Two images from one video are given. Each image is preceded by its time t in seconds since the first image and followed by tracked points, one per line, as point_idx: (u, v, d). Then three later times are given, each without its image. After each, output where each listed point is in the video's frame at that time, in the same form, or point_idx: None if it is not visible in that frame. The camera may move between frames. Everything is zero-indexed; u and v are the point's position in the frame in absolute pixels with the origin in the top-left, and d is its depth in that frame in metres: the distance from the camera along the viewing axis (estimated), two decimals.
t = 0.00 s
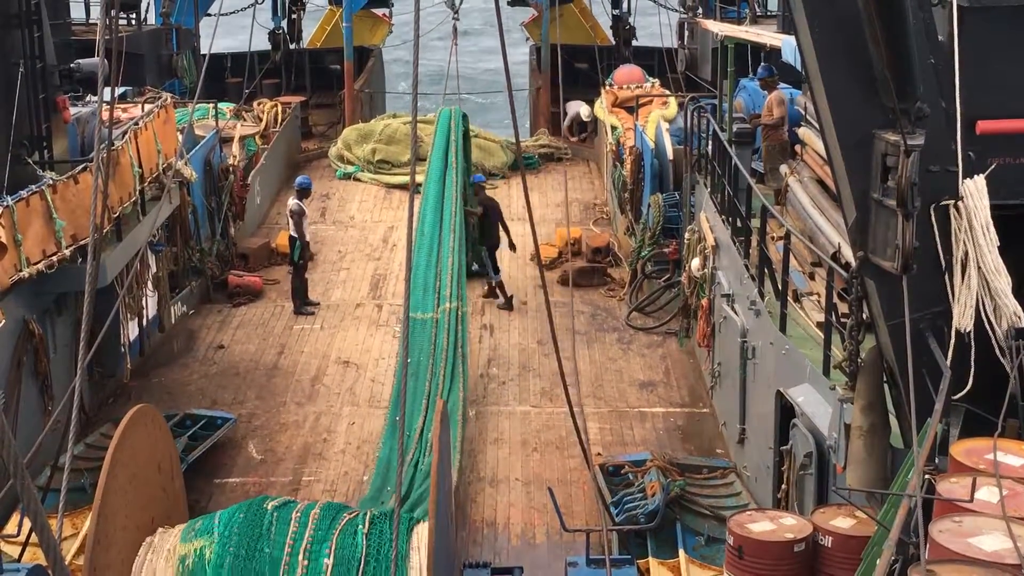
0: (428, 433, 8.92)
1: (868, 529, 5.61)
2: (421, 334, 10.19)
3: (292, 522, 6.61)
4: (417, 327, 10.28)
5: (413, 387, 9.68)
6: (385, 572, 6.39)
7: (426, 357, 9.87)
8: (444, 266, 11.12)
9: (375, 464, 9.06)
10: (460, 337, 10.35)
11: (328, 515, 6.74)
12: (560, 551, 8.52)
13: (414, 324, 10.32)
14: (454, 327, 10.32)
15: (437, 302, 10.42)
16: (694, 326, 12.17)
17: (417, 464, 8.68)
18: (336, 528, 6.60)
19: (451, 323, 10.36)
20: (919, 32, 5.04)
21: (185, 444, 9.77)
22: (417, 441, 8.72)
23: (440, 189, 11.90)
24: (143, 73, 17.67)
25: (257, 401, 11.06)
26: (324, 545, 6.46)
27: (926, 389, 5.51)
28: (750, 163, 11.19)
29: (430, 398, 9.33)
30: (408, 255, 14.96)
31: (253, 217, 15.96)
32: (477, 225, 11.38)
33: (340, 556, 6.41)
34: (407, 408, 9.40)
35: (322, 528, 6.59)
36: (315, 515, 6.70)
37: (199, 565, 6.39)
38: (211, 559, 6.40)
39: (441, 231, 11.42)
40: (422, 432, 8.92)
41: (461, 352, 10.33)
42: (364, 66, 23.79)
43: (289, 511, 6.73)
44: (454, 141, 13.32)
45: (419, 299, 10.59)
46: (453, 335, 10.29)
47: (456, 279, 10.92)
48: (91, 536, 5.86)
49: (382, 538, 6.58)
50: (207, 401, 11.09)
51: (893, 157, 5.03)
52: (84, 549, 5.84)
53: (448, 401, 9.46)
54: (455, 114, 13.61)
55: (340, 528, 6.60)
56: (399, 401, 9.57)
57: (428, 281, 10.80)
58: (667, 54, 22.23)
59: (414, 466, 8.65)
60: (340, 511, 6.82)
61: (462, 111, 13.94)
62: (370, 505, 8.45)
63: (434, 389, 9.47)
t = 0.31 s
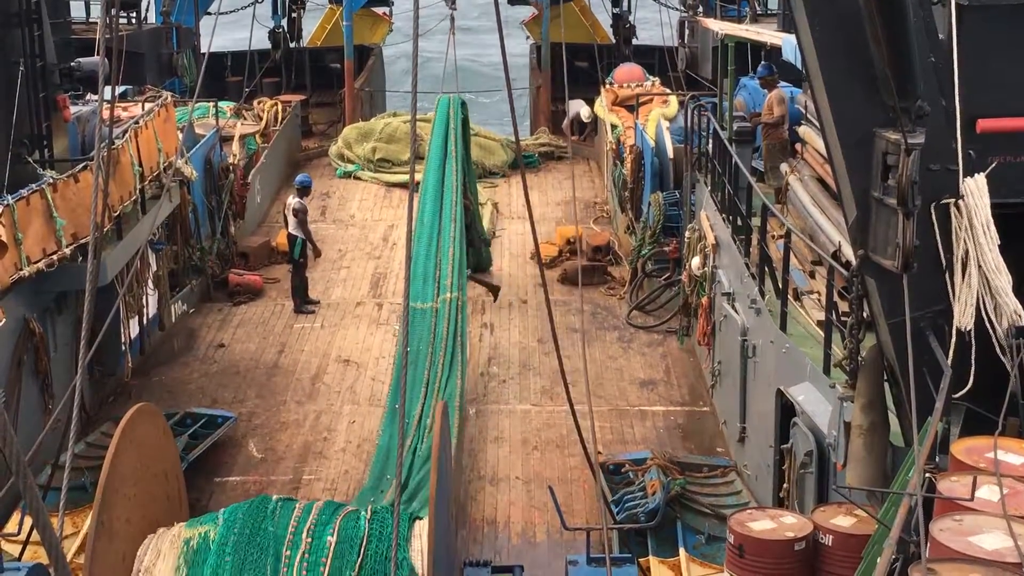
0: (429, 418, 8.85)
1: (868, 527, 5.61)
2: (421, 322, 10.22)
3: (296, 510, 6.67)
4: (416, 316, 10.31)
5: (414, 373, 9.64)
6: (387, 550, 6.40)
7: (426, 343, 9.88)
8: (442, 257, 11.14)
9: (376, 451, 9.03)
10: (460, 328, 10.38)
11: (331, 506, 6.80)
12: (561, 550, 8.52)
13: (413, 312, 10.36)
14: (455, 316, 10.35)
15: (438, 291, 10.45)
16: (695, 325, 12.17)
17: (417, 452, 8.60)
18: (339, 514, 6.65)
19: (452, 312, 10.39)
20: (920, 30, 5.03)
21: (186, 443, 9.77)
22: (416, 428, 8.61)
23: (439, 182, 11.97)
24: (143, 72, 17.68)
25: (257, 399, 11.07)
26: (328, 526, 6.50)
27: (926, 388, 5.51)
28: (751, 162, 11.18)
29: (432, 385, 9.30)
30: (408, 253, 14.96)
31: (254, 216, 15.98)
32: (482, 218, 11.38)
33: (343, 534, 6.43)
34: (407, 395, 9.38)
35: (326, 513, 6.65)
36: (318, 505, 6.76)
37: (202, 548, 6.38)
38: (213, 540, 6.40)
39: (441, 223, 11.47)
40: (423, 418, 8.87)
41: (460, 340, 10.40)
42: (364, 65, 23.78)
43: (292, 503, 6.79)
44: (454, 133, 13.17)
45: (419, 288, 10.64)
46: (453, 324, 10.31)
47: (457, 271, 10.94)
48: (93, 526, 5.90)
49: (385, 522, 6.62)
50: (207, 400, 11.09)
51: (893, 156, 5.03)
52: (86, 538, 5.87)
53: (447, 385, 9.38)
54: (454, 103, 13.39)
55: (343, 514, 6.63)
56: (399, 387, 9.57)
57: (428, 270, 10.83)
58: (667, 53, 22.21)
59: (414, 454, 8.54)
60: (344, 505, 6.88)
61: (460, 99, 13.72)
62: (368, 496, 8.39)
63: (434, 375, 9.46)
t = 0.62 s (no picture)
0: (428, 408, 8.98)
1: (868, 526, 5.62)
2: (421, 305, 10.23)
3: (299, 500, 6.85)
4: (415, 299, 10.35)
5: (410, 359, 9.71)
6: (387, 530, 6.55)
7: (422, 328, 9.89)
8: (441, 239, 11.17)
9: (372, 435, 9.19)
10: (457, 307, 10.31)
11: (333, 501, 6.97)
12: (560, 548, 8.52)
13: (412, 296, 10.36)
14: (451, 299, 10.30)
15: (437, 274, 10.48)
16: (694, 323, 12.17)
17: (412, 441, 8.67)
18: (341, 504, 6.83)
19: (449, 295, 10.35)
20: (919, 28, 5.04)
21: (186, 441, 9.77)
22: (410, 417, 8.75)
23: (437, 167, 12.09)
24: (143, 70, 17.68)
25: (257, 398, 11.07)
26: (330, 509, 6.68)
27: (926, 386, 5.51)
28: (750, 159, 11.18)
29: (427, 370, 9.40)
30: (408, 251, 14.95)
31: (253, 214, 15.98)
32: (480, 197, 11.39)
33: (345, 516, 6.60)
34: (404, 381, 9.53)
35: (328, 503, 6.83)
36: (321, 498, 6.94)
37: (207, 529, 6.54)
38: (218, 523, 6.57)
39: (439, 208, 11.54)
40: (420, 406, 9.01)
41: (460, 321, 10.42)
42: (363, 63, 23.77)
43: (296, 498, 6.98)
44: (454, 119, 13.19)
45: (419, 273, 10.69)
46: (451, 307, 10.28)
47: (455, 254, 10.93)
48: (95, 516, 5.93)
49: (387, 510, 6.80)
50: (207, 398, 11.09)
51: (892, 154, 5.02)
52: (87, 528, 5.90)
53: (442, 369, 9.47)
54: (454, 89, 13.38)
55: (344, 505, 6.79)
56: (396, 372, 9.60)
57: (427, 254, 10.92)
58: (666, 51, 22.18)
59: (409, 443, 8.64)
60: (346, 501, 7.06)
61: (460, 85, 13.64)
62: (360, 485, 8.52)
63: (430, 358, 9.56)
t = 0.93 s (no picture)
0: (419, 390, 9.25)
1: (864, 523, 5.63)
2: (417, 291, 10.23)
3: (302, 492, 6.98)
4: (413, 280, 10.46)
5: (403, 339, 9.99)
6: (386, 513, 6.63)
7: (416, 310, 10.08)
8: (438, 220, 11.15)
9: (365, 417, 9.34)
10: (451, 289, 10.43)
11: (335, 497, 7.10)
12: (558, 544, 8.53)
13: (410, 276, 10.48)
14: (445, 280, 10.43)
15: (431, 257, 10.60)
16: (692, 319, 12.17)
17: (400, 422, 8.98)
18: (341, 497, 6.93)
19: (443, 276, 10.47)
20: (917, 24, 5.06)
21: (183, 437, 9.78)
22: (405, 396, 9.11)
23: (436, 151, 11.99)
24: (140, 66, 17.69)
25: (254, 394, 11.07)
26: (331, 496, 6.79)
27: (923, 382, 5.52)
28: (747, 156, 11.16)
29: (418, 353, 9.59)
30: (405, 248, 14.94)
31: (251, 210, 15.97)
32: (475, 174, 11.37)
33: (346, 500, 6.70)
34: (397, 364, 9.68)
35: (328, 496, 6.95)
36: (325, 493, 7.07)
37: (209, 513, 6.64)
38: (220, 507, 6.67)
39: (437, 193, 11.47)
40: (412, 389, 9.33)
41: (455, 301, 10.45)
42: (361, 59, 23.74)
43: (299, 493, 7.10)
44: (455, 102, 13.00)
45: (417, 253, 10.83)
46: (444, 290, 10.32)
47: (450, 236, 10.96)
48: (97, 494, 6.01)
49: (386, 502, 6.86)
50: (205, 394, 11.10)
51: (890, 151, 5.02)
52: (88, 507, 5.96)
53: (433, 354, 9.63)
54: (454, 73, 13.23)
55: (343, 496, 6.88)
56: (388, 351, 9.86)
57: (424, 236, 10.95)
58: (664, 48, 22.14)
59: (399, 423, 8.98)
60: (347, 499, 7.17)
61: (460, 67, 13.46)
62: (355, 471, 8.60)
63: (421, 343, 9.70)
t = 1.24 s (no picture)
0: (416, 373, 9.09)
1: (860, 516, 5.65)
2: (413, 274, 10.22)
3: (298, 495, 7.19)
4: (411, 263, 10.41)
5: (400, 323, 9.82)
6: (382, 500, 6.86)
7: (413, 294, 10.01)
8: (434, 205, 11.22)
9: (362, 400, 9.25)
10: (446, 275, 10.34)
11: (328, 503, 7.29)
12: (554, 538, 8.55)
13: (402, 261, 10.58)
14: (441, 264, 10.35)
15: (426, 240, 10.47)
16: (688, 314, 12.18)
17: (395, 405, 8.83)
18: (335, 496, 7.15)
19: (439, 260, 10.39)
20: (914, 18, 5.05)
21: (180, 431, 9.77)
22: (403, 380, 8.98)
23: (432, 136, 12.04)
24: (136, 60, 17.67)
25: (250, 387, 11.07)
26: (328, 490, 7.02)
27: (919, 377, 5.53)
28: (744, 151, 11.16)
29: (415, 335, 9.46)
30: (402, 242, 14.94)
31: (247, 204, 15.95)
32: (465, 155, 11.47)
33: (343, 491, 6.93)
34: (395, 347, 9.54)
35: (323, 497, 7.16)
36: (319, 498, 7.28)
37: (207, 501, 6.82)
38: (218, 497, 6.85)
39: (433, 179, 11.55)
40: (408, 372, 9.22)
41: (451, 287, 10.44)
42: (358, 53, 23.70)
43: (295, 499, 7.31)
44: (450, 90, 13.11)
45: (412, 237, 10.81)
46: (440, 274, 10.31)
47: (445, 218, 10.94)
48: (94, 483, 6.01)
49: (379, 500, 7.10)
50: (201, 388, 11.10)
51: (887, 145, 5.02)
52: (86, 495, 5.98)
53: (430, 337, 9.48)
54: (450, 59, 13.47)
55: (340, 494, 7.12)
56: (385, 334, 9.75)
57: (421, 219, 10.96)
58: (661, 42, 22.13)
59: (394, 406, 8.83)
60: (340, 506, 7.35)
61: (457, 54, 13.62)
62: (349, 457, 8.40)
63: (417, 327, 9.55)
